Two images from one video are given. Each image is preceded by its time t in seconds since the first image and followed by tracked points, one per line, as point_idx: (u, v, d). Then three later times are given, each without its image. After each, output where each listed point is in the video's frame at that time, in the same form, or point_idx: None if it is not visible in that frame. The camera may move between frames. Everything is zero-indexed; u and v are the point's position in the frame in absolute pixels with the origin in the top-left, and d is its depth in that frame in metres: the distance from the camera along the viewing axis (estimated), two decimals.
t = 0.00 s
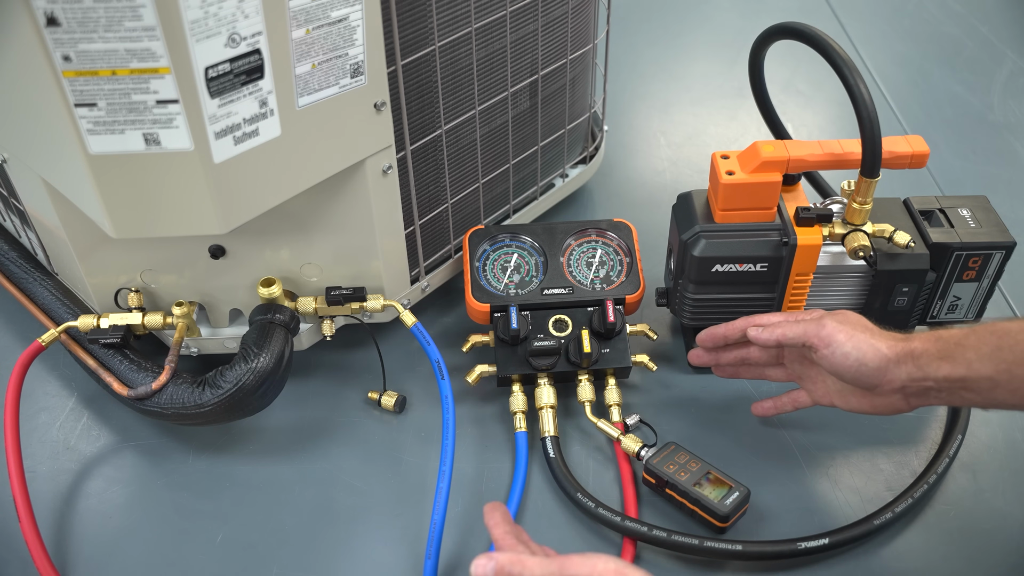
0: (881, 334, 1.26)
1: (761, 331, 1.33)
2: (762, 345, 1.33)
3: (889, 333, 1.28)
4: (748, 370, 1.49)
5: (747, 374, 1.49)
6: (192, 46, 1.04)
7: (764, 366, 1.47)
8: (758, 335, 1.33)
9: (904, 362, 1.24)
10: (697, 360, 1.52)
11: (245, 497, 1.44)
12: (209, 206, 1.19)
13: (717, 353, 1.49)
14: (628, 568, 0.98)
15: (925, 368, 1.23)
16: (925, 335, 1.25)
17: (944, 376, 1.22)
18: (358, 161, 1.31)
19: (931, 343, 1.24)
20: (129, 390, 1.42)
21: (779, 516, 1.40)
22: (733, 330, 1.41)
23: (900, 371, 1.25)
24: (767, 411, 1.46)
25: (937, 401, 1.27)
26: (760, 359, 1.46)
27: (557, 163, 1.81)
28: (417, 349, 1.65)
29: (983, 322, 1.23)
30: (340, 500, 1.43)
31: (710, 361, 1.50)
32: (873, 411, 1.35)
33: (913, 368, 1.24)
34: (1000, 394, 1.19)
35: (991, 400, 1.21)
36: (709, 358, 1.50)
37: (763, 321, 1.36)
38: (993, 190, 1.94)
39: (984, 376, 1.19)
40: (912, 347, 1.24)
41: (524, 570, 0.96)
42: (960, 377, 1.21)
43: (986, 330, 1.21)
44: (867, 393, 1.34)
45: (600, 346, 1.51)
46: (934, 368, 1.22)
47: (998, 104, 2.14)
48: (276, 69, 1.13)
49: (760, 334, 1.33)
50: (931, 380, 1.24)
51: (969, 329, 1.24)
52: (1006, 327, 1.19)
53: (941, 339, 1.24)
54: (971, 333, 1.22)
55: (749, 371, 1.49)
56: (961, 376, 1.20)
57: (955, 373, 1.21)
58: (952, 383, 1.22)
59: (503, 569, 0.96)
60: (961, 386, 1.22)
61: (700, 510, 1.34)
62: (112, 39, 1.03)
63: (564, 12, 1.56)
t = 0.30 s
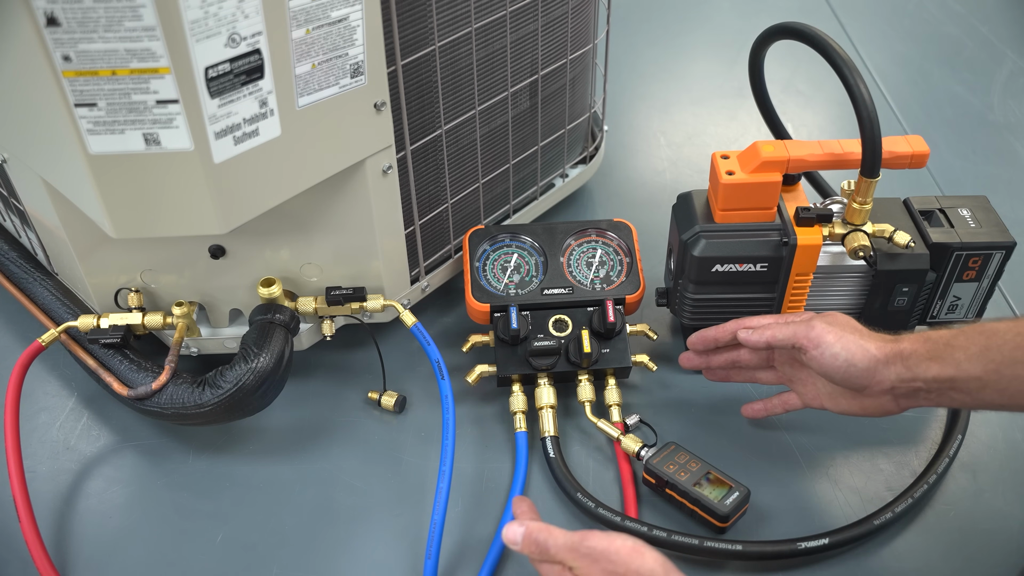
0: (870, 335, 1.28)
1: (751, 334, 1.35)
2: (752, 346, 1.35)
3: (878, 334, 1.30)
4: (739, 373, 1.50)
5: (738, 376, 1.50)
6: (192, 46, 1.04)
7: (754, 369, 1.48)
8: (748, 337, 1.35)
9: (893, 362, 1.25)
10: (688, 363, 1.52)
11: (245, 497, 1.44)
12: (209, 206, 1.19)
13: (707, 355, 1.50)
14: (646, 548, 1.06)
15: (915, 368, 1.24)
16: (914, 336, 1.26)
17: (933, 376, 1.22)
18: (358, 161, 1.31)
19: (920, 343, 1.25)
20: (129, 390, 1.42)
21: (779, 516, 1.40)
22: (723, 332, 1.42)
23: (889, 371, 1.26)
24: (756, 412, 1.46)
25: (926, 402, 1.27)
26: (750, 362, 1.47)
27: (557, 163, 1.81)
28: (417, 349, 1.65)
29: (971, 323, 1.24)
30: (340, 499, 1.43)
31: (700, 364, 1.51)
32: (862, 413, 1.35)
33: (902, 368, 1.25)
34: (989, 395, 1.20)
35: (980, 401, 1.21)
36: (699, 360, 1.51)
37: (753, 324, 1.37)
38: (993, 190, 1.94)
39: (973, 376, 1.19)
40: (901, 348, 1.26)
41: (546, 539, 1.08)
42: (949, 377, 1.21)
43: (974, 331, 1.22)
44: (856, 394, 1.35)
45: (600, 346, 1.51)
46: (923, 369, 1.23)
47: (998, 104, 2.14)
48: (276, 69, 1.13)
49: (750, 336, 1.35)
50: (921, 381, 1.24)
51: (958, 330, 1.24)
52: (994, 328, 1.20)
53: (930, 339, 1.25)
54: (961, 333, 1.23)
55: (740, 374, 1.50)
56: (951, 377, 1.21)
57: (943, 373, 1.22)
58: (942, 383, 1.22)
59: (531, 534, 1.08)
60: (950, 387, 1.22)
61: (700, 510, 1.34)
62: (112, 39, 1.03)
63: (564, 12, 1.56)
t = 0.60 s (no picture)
0: (867, 339, 1.28)
1: (750, 334, 1.35)
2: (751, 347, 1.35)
3: (875, 340, 1.30)
4: (737, 379, 1.50)
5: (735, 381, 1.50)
6: (192, 46, 1.04)
7: (753, 374, 1.48)
8: (748, 338, 1.35)
9: (890, 365, 1.26)
10: (687, 365, 1.52)
11: (245, 497, 1.44)
12: (209, 206, 1.19)
13: (707, 358, 1.50)
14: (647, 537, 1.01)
15: (912, 371, 1.24)
16: (912, 340, 1.27)
17: (930, 380, 1.23)
18: (358, 161, 1.31)
19: (917, 347, 1.26)
20: (129, 390, 1.42)
21: (779, 516, 1.40)
22: (723, 334, 1.42)
23: (886, 374, 1.26)
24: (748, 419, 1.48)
25: (923, 407, 1.27)
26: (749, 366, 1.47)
27: (557, 163, 1.81)
28: (417, 349, 1.65)
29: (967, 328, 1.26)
30: (340, 499, 1.43)
31: (700, 367, 1.50)
32: (858, 418, 1.35)
33: (899, 371, 1.25)
34: (986, 399, 1.20)
35: (978, 405, 1.22)
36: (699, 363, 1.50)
37: (753, 325, 1.38)
38: (993, 190, 1.94)
39: (969, 379, 1.20)
40: (898, 351, 1.26)
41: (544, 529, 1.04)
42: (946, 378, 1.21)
43: (971, 335, 1.23)
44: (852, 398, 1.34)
45: (600, 346, 1.51)
46: (920, 372, 1.23)
47: (999, 104, 2.14)
48: (276, 70, 1.13)
49: (749, 337, 1.35)
50: (917, 385, 1.25)
51: (954, 334, 1.26)
52: (991, 331, 1.22)
53: (927, 343, 1.25)
54: (957, 337, 1.24)
55: (737, 380, 1.50)
56: (948, 380, 1.22)
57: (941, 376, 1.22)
58: (939, 387, 1.23)
59: (528, 523, 1.06)
60: (947, 390, 1.23)
61: (700, 510, 1.34)
62: (112, 39, 1.03)
63: (564, 12, 1.56)
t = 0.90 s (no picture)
0: (860, 350, 1.28)
1: (746, 349, 1.37)
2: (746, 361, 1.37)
3: (869, 351, 1.30)
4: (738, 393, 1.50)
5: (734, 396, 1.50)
6: (192, 46, 1.04)
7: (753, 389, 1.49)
8: (743, 352, 1.37)
9: (882, 375, 1.25)
10: (689, 381, 1.52)
11: (245, 497, 1.44)
12: (209, 206, 1.19)
13: (707, 372, 1.50)
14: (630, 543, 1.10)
15: (903, 381, 1.23)
16: (904, 351, 1.26)
17: (922, 389, 1.22)
18: (358, 161, 1.31)
19: (909, 356, 1.25)
20: (129, 390, 1.42)
21: (779, 516, 1.40)
22: (722, 348, 1.43)
23: (878, 384, 1.25)
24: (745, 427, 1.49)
25: (918, 417, 1.26)
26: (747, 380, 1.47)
27: (557, 163, 1.81)
28: (417, 349, 1.65)
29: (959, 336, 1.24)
30: (340, 500, 1.43)
31: (700, 382, 1.50)
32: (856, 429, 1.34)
33: (891, 381, 1.24)
34: (978, 407, 1.19)
35: (971, 414, 1.20)
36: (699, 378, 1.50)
37: (749, 340, 1.39)
38: (993, 190, 1.94)
39: (961, 387, 1.19)
40: (890, 362, 1.26)
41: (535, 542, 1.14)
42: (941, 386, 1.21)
43: (961, 343, 1.21)
44: (849, 409, 1.33)
45: (600, 346, 1.51)
46: (911, 381, 1.23)
47: (998, 104, 2.14)
48: (276, 69, 1.13)
49: (745, 352, 1.37)
50: (910, 395, 1.24)
51: (945, 343, 1.24)
52: (981, 339, 1.20)
53: (919, 353, 1.24)
54: (948, 346, 1.23)
55: (737, 394, 1.50)
56: (939, 389, 1.20)
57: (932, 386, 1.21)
58: (931, 396, 1.22)
59: (525, 540, 1.16)
60: (939, 400, 1.21)
61: (701, 510, 1.34)
62: (112, 39, 1.03)
63: (564, 12, 1.56)
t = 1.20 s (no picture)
0: (841, 315, 1.27)
1: (723, 309, 1.34)
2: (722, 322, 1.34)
3: (849, 316, 1.28)
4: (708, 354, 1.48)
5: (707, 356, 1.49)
6: (192, 46, 1.04)
7: (725, 348, 1.46)
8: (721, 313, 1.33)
9: (863, 342, 1.24)
10: (659, 339, 1.48)
11: (245, 497, 1.44)
12: (209, 206, 1.19)
13: (679, 332, 1.46)
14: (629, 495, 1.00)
15: (883, 348, 1.23)
16: (884, 318, 1.25)
17: (901, 357, 1.22)
18: (358, 161, 1.31)
19: (890, 324, 1.24)
20: (129, 390, 1.42)
21: (779, 516, 1.40)
22: (697, 310, 1.39)
23: (858, 351, 1.24)
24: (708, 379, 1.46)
25: (893, 384, 1.26)
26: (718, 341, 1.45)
27: (557, 163, 1.81)
28: (417, 349, 1.65)
29: (939, 307, 1.24)
30: (340, 500, 1.43)
31: (670, 341, 1.47)
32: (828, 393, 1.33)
33: (871, 348, 1.24)
34: (956, 376, 1.19)
35: (947, 382, 1.20)
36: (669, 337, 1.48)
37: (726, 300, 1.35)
38: (993, 190, 1.94)
39: (940, 356, 1.19)
40: (870, 329, 1.25)
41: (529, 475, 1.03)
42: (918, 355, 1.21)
43: (942, 314, 1.22)
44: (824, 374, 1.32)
45: (600, 346, 1.51)
46: (891, 349, 1.22)
47: (998, 104, 2.14)
48: (276, 70, 1.13)
49: (722, 312, 1.34)
50: (888, 361, 1.23)
51: (926, 313, 1.24)
52: (962, 310, 1.20)
53: (899, 321, 1.24)
54: (929, 316, 1.23)
55: (709, 354, 1.48)
56: (919, 357, 1.20)
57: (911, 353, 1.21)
58: (909, 364, 1.22)
59: (517, 466, 1.04)
60: (917, 368, 1.21)
61: (700, 510, 1.34)
62: (112, 39, 1.03)
63: (564, 12, 1.56)
